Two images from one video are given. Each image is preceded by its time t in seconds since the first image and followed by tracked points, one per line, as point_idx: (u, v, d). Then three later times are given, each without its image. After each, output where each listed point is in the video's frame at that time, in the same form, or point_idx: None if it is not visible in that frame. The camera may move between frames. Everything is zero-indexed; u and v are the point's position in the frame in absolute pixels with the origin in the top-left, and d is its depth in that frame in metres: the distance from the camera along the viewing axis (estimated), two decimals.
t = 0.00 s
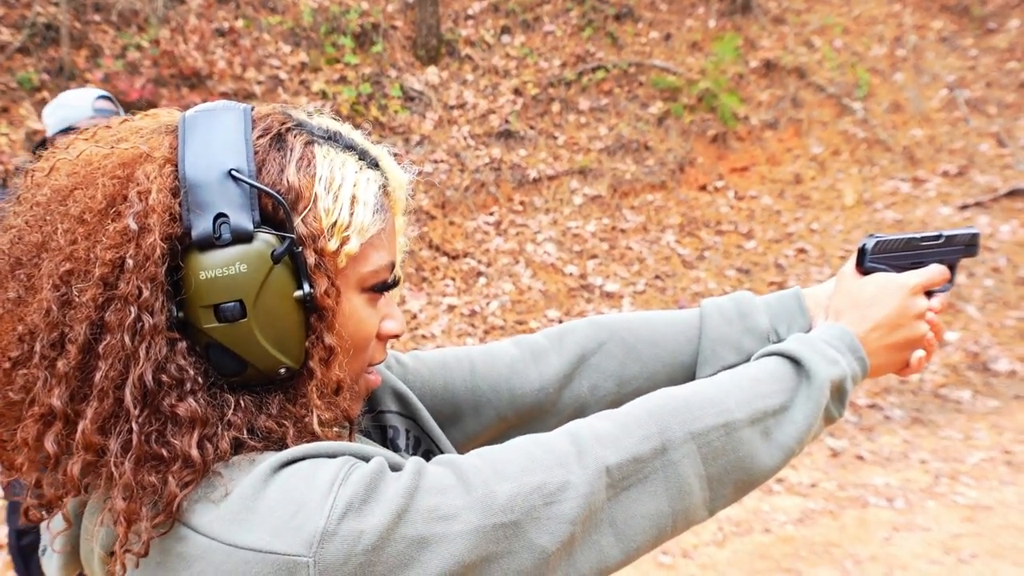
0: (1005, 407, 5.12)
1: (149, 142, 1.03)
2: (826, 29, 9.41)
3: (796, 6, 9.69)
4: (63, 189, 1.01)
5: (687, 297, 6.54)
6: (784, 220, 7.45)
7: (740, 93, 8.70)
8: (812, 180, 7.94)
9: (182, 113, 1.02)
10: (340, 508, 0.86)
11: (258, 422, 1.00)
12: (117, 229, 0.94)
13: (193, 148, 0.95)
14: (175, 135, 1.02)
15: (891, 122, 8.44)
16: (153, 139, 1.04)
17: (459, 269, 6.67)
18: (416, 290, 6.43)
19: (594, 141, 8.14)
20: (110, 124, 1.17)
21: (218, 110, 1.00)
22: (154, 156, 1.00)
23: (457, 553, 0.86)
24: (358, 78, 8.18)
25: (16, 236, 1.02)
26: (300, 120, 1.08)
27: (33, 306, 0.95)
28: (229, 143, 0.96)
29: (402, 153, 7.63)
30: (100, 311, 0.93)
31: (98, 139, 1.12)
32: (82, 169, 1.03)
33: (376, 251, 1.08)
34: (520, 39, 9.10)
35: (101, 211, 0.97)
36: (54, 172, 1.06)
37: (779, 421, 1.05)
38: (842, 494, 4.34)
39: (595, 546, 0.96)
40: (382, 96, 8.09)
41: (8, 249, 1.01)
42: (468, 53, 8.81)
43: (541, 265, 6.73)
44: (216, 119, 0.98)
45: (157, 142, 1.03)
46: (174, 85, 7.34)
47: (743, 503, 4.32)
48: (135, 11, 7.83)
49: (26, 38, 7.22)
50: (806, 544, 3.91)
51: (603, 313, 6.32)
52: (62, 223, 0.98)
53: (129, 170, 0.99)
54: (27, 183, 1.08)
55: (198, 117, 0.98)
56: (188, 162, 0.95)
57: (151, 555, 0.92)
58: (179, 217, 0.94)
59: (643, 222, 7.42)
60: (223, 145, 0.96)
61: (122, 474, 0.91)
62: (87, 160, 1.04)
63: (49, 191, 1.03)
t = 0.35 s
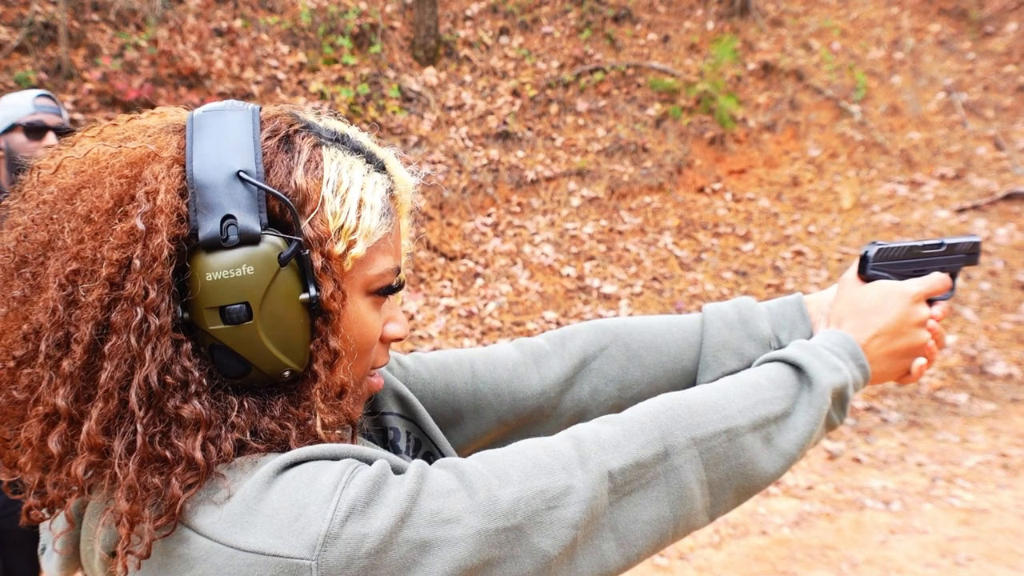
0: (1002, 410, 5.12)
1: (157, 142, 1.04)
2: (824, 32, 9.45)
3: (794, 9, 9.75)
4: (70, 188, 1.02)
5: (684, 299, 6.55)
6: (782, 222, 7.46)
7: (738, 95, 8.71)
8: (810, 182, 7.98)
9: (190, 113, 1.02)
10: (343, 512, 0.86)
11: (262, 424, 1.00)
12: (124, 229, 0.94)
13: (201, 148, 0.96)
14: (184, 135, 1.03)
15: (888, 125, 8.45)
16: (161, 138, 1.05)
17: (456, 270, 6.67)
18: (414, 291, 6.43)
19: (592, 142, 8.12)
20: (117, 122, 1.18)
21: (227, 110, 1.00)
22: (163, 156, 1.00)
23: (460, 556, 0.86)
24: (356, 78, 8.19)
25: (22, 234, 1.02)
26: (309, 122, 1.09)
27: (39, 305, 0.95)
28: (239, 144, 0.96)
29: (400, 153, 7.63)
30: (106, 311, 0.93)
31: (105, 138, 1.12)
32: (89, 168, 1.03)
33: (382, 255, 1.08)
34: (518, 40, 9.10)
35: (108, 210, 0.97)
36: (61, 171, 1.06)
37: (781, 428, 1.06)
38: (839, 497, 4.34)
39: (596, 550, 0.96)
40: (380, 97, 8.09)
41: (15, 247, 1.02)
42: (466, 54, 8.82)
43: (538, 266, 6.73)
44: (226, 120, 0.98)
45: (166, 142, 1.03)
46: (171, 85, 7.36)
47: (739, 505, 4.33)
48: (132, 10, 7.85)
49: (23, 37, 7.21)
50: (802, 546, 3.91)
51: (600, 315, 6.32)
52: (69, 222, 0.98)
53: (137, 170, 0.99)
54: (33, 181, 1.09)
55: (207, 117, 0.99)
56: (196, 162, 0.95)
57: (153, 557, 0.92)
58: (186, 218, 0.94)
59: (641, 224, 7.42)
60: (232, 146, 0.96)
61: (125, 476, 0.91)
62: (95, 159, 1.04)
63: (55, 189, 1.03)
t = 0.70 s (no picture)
0: (1002, 409, 5.12)
1: (152, 141, 1.03)
2: (824, 31, 9.42)
3: (793, 8, 9.71)
4: (66, 189, 1.01)
5: (683, 298, 6.55)
6: (782, 222, 7.46)
7: (737, 95, 8.72)
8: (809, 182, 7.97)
9: (185, 113, 1.02)
10: (341, 510, 0.85)
11: (259, 423, 1.00)
12: (120, 229, 0.93)
13: (196, 147, 0.95)
14: (179, 135, 1.02)
15: (888, 124, 8.45)
16: (157, 138, 1.04)
17: (456, 270, 6.67)
18: (414, 291, 6.42)
19: (591, 142, 8.13)
20: (112, 122, 1.18)
21: (221, 109, 0.99)
22: (158, 156, 1.00)
23: (459, 554, 0.86)
24: (355, 78, 8.18)
25: (18, 234, 1.02)
26: (304, 120, 1.08)
27: (34, 307, 0.95)
28: (234, 144, 0.96)
29: (399, 153, 7.62)
30: (102, 312, 0.93)
31: (101, 138, 1.12)
32: (85, 169, 1.03)
33: (379, 252, 1.08)
34: (517, 40, 9.10)
35: (103, 211, 0.97)
36: (56, 172, 1.06)
37: (780, 424, 1.05)
38: (839, 496, 4.35)
39: (595, 547, 0.96)
40: (379, 97, 8.08)
41: (10, 249, 1.01)
42: (466, 53, 8.82)
43: (538, 266, 6.73)
44: (220, 119, 0.98)
45: (161, 141, 1.03)
46: (171, 85, 7.37)
47: (739, 504, 4.33)
48: (132, 10, 7.82)
49: (23, 36, 7.17)
50: (802, 545, 3.91)
51: (600, 314, 6.32)
52: (65, 223, 0.97)
53: (132, 169, 0.99)
54: (28, 182, 1.08)
55: (201, 117, 0.98)
56: (192, 162, 0.94)
57: (151, 557, 0.92)
58: (181, 218, 0.94)
59: (640, 223, 7.42)
60: (227, 145, 0.95)
61: (122, 476, 0.90)
62: (90, 160, 1.04)
63: (51, 190, 1.03)
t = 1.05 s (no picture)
0: (1004, 409, 5.11)
1: (150, 143, 1.03)
2: (825, 30, 9.40)
3: (795, 8, 9.66)
4: (64, 190, 1.01)
5: (685, 298, 6.55)
6: (783, 221, 7.45)
7: (739, 95, 8.71)
8: (811, 182, 7.93)
9: (184, 113, 1.02)
10: (340, 511, 0.85)
11: (258, 423, 1.00)
12: (118, 230, 0.93)
13: (194, 148, 0.95)
14: (177, 135, 1.02)
15: (890, 124, 8.44)
16: (155, 138, 1.04)
17: (457, 270, 6.67)
18: (415, 291, 6.42)
19: (593, 142, 8.13)
20: (110, 123, 1.18)
21: (219, 110, 0.99)
22: (156, 156, 0.99)
23: (458, 556, 0.86)
24: (356, 78, 8.18)
25: (16, 237, 1.01)
26: (303, 120, 1.08)
27: (33, 309, 0.95)
28: (232, 144, 0.96)
29: (401, 153, 7.61)
30: (101, 313, 0.93)
31: (99, 139, 1.12)
32: (82, 170, 1.03)
33: (379, 252, 1.08)
34: (518, 40, 9.11)
35: (101, 212, 0.96)
36: (54, 173, 1.06)
37: (781, 424, 1.05)
38: (841, 495, 4.34)
39: (595, 548, 0.95)
40: (381, 97, 8.08)
41: (8, 250, 1.01)
42: (467, 54, 8.82)
43: (539, 266, 6.73)
44: (219, 119, 0.98)
45: (159, 142, 1.03)
46: (172, 85, 7.37)
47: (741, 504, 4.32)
48: (133, 11, 7.82)
49: (24, 38, 7.17)
50: (805, 545, 3.91)
51: (602, 314, 6.32)
52: (63, 225, 0.97)
53: (130, 171, 0.99)
54: (26, 184, 1.08)
55: (199, 118, 0.98)
56: (191, 162, 0.94)
57: (150, 558, 0.91)
58: (180, 218, 0.93)
59: (642, 223, 7.42)
60: (226, 145, 0.95)
61: (122, 477, 0.90)
62: (88, 161, 1.04)
63: (49, 192, 1.02)
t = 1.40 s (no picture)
0: (1004, 408, 5.11)
1: (145, 142, 1.03)
2: (825, 30, 9.39)
3: (795, 7, 9.64)
4: (58, 191, 1.01)
5: (686, 297, 6.54)
6: (783, 220, 7.45)
7: (739, 94, 8.71)
8: (812, 181, 7.92)
9: (178, 113, 1.02)
10: (337, 512, 0.85)
11: (255, 424, 0.99)
12: (114, 230, 0.93)
13: (189, 147, 0.95)
14: (171, 135, 1.02)
15: (889, 123, 8.44)
16: (149, 138, 1.04)
17: (458, 270, 6.67)
18: (416, 291, 6.42)
19: (593, 141, 8.14)
20: (105, 124, 1.17)
21: (214, 109, 0.99)
22: (150, 156, 0.99)
23: (456, 557, 0.86)
24: (356, 78, 8.18)
25: (11, 238, 1.01)
26: (297, 119, 1.08)
27: (29, 310, 0.95)
28: (227, 143, 0.96)
29: (401, 152, 7.62)
30: (96, 313, 0.93)
31: (94, 139, 1.11)
32: (77, 171, 1.03)
33: (374, 251, 1.07)
34: (518, 39, 9.11)
35: (96, 212, 0.96)
36: (49, 174, 1.06)
37: (779, 424, 1.05)
38: (841, 494, 4.33)
39: (593, 548, 0.95)
40: (381, 97, 8.09)
41: (3, 251, 1.01)
42: (467, 53, 8.83)
43: (539, 265, 6.73)
44: (214, 118, 0.98)
45: (154, 142, 1.02)
46: (172, 85, 7.38)
47: (742, 504, 4.32)
48: (133, 11, 7.81)
49: (25, 38, 7.17)
50: (805, 544, 3.91)
51: (602, 314, 6.31)
52: (58, 225, 0.97)
53: (125, 171, 0.99)
54: (21, 185, 1.08)
55: (194, 118, 0.98)
56: (186, 161, 0.94)
57: (148, 559, 0.92)
58: (175, 218, 0.93)
59: (642, 222, 7.42)
60: (221, 145, 0.95)
61: (118, 478, 0.90)
62: (83, 161, 1.04)
63: (43, 192, 1.02)
